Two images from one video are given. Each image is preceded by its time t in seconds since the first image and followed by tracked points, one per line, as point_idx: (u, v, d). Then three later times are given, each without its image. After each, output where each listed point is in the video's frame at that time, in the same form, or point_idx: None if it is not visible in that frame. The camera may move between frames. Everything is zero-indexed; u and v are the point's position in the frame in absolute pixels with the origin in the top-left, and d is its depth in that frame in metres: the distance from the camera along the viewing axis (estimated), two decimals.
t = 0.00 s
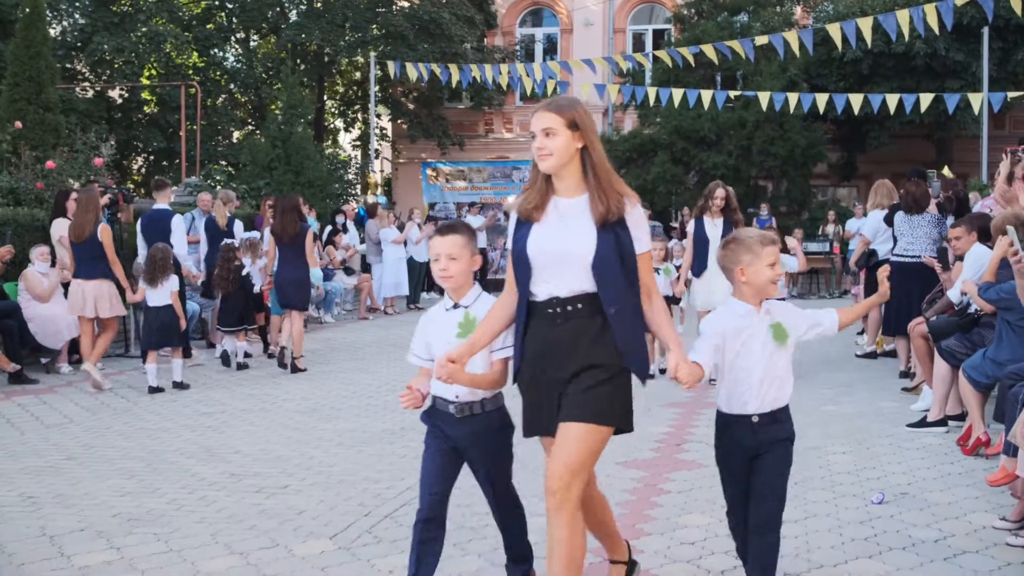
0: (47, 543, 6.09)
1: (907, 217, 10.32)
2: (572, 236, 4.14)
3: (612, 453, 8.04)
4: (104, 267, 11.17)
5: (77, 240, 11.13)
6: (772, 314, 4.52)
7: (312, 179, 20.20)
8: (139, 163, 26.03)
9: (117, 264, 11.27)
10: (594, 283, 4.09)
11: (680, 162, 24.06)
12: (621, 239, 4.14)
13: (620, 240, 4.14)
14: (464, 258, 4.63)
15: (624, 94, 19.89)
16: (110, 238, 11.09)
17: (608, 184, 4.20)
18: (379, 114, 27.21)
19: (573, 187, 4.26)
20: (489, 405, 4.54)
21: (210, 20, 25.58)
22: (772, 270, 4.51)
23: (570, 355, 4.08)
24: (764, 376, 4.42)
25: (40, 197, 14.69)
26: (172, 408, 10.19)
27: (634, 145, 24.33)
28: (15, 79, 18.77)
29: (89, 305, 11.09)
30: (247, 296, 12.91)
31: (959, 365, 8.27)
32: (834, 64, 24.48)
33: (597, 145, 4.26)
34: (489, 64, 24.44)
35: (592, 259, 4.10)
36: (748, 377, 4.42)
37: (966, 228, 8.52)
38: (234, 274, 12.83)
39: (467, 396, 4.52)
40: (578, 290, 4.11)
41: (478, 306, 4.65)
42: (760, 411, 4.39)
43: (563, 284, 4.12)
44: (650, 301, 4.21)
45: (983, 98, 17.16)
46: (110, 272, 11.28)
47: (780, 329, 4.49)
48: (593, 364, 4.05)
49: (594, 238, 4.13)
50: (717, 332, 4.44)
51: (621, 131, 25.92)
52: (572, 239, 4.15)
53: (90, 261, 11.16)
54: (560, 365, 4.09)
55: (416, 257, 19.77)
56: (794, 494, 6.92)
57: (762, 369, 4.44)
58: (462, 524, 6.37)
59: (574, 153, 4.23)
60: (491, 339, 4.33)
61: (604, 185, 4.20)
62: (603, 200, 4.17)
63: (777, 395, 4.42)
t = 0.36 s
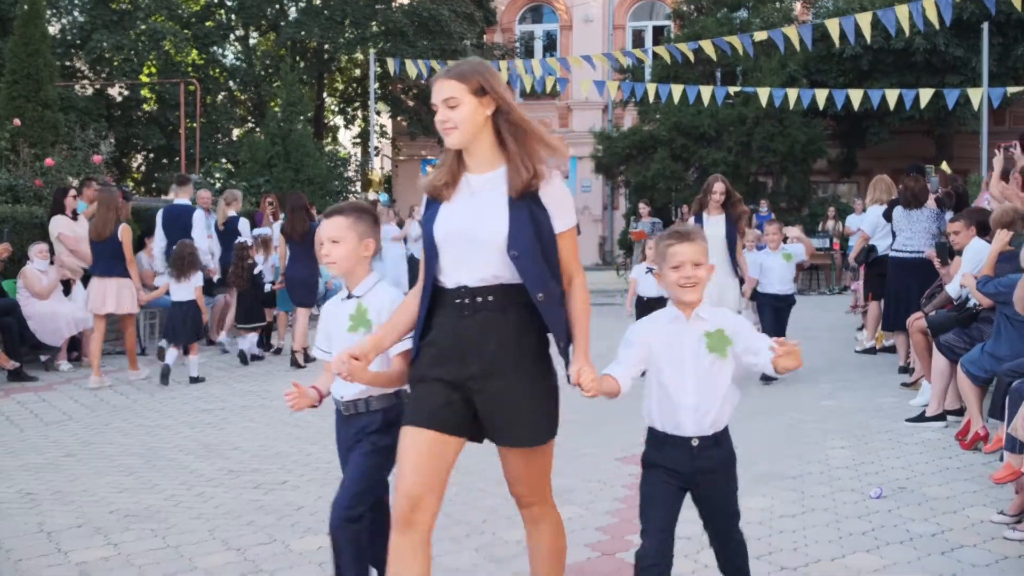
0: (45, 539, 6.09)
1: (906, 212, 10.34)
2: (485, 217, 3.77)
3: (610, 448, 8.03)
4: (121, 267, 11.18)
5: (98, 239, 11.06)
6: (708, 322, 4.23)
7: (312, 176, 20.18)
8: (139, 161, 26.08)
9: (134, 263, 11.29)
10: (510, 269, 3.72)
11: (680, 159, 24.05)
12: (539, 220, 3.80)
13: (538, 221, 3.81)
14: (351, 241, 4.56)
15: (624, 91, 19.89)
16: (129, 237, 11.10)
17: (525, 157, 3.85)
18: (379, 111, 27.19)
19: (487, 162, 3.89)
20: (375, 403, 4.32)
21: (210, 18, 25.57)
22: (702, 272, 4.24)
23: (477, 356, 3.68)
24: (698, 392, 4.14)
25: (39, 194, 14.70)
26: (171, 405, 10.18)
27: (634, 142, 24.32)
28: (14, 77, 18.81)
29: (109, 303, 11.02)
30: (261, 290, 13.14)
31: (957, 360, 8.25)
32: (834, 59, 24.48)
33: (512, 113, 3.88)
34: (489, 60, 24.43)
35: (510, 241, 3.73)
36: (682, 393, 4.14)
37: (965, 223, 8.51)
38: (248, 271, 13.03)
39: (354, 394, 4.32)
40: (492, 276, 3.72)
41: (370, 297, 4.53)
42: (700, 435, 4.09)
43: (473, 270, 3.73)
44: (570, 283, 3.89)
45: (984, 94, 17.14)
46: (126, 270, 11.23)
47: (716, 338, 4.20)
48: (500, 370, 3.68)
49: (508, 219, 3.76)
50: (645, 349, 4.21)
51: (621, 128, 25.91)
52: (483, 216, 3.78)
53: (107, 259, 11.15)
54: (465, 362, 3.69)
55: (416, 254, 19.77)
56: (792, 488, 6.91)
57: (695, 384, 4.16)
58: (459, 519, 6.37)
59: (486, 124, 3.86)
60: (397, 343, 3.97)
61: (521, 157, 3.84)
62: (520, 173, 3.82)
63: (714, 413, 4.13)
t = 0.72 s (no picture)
0: (38, 537, 6.07)
1: (903, 209, 10.32)
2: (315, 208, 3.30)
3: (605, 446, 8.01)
4: (138, 260, 11.78)
5: (118, 232, 11.61)
6: (613, 318, 3.85)
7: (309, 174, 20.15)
8: (136, 159, 26.08)
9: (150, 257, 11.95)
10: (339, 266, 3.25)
11: (678, 156, 24.03)
12: (373, 211, 3.29)
13: (373, 210, 3.29)
14: (199, 240, 4.09)
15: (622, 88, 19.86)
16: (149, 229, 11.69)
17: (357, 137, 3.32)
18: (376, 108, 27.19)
19: (326, 147, 3.42)
20: (232, 421, 3.89)
21: (206, 15, 25.52)
22: (608, 263, 3.83)
23: (302, 368, 3.26)
24: (592, 400, 3.75)
25: (35, 193, 14.68)
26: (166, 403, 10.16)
27: (633, 139, 24.25)
28: (11, 74, 18.71)
29: (131, 296, 11.56)
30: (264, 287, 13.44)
31: (953, 356, 8.23)
32: (831, 56, 24.48)
33: (345, 85, 3.35)
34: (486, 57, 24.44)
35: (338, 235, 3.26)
36: (575, 399, 3.77)
37: (962, 219, 8.49)
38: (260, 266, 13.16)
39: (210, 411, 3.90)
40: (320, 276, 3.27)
41: (229, 302, 4.08)
42: (588, 447, 3.70)
43: (300, 270, 3.28)
44: (428, 279, 3.38)
45: (982, 90, 17.10)
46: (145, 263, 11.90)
47: (619, 338, 3.82)
48: (325, 385, 3.23)
49: (338, 210, 3.28)
50: (548, 348, 3.90)
51: (619, 125, 25.90)
52: (317, 204, 3.31)
53: (127, 253, 11.78)
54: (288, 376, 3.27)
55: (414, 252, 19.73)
56: (789, 485, 6.89)
57: (591, 390, 3.77)
58: (454, 518, 6.35)
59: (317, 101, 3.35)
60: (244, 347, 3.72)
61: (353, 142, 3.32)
62: (350, 156, 3.31)
63: (610, 423, 3.71)
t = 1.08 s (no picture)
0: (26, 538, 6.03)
1: (898, 207, 10.31)
2: (99, 227, 3.04)
3: (600, 445, 7.98)
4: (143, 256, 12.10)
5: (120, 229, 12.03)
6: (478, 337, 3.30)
7: (305, 173, 20.14)
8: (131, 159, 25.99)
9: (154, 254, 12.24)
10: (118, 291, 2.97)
11: (674, 155, 24.02)
12: (159, 229, 3.01)
13: (156, 231, 3.01)
14: (16, 258, 3.89)
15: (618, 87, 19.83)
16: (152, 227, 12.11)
17: (151, 147, 3.08)
18: (372, 107, 27.18)
19: (123, 157, 3.17)
20: (55, 457, 3.63)
21: (201, 15, 25.46)
22: (472, 275, 3.43)
23: (74, 399, 2.96)
24: (457, 431, 3.26)
25: (28, 192, 14.64)
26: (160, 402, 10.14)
27: (629, 138, 24.18)
28: (3, 73, 18.58)
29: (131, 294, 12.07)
30: (268, 284, 13.35)
31: (948, 355, 8.21)
32: (827, 55, 24.50)
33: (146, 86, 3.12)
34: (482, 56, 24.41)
35: (117, 258, 2.98)
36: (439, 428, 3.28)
37: (957, 218, 8.47)
38: (256, 264, 13.13)
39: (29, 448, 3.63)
40: (100, 305, 2.98)
41: (41, 324, 3.82)
42: (451, 486, 3.24)
43: (81, 297, 3.00)
44: (241, 311, 3.06)
45: (977, 89, 17.10)
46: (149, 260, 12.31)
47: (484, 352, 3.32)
48: (89, 419, 2.93)
49: (121, 227, 3.02)
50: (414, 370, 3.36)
51: (615, 124, 25.89)
52: (98, 224, 3.05)
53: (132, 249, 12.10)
54: (67, 414, 2.97)
55: (409, 251, 19.69)
56: (783, 484, 6.87)
57: (456, 421, 3.27)
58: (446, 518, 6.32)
59: (111, 106, 3.12)
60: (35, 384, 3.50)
61: (149, 151, 3.09)
62: (142, 168, 3.06)
63: (480, 459, 3.25)
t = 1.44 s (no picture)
0: (10, 538, 5.99)
1: (888, 207, 10.35)
2: None
3: (589, 445, 7.95)
4: (139, 254, 12.28)
5: (114, 228, 12.25)
6: (235, 364, 2.95)
7: (296, 172, 20.12)
8: (122, 158, 25.94)
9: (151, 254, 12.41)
10: None
11: (666, 155, 24.01)
12: None
13: None
14: None
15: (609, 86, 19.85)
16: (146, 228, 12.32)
17: None
18: (363, 107, 27.15)
19: None
20: None
21: (192, 14, 25.41)
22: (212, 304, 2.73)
23: None
24: (207, 482, 2.94)
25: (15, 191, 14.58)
26: (148, 402, 10.10)
27: (620, 138, 24.19)
28: None
29: (128, 291, 12.14)
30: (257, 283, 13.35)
31: (938, 354, 8.20)
32: (819, 55, 24.49)
33: None
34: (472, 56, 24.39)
35: None
36: (190, 474, 2.97)
37: (947, 217, 8.46)
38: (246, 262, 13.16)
39: None
40: None
41: None
42: (194, 538, 2.97)
43: None
44: None
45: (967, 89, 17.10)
46: (145, 259, 12.37)
47: (234, 386, 2.90)
48: None
49: None
50: (176, 399, 3.00)
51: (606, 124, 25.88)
52: None
53: (127, 249, 12.29)
54: None
55: (400, 251, 19.65)
56: (773, 483, 6.85)
57: (206, 473, 2.94)
58: (433, 518, 6.29)
59: None
60: None
61: None
62: None
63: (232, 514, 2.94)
